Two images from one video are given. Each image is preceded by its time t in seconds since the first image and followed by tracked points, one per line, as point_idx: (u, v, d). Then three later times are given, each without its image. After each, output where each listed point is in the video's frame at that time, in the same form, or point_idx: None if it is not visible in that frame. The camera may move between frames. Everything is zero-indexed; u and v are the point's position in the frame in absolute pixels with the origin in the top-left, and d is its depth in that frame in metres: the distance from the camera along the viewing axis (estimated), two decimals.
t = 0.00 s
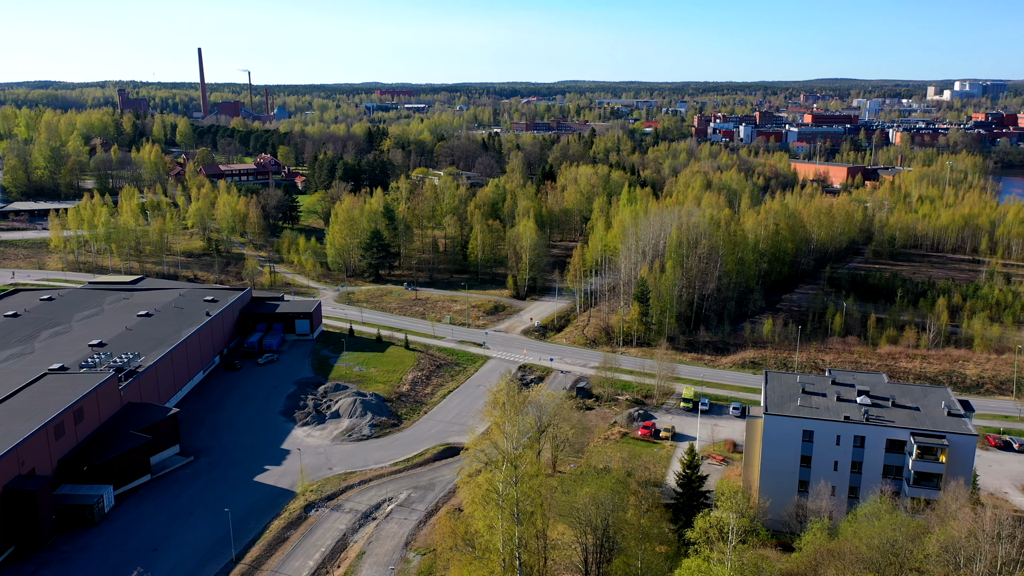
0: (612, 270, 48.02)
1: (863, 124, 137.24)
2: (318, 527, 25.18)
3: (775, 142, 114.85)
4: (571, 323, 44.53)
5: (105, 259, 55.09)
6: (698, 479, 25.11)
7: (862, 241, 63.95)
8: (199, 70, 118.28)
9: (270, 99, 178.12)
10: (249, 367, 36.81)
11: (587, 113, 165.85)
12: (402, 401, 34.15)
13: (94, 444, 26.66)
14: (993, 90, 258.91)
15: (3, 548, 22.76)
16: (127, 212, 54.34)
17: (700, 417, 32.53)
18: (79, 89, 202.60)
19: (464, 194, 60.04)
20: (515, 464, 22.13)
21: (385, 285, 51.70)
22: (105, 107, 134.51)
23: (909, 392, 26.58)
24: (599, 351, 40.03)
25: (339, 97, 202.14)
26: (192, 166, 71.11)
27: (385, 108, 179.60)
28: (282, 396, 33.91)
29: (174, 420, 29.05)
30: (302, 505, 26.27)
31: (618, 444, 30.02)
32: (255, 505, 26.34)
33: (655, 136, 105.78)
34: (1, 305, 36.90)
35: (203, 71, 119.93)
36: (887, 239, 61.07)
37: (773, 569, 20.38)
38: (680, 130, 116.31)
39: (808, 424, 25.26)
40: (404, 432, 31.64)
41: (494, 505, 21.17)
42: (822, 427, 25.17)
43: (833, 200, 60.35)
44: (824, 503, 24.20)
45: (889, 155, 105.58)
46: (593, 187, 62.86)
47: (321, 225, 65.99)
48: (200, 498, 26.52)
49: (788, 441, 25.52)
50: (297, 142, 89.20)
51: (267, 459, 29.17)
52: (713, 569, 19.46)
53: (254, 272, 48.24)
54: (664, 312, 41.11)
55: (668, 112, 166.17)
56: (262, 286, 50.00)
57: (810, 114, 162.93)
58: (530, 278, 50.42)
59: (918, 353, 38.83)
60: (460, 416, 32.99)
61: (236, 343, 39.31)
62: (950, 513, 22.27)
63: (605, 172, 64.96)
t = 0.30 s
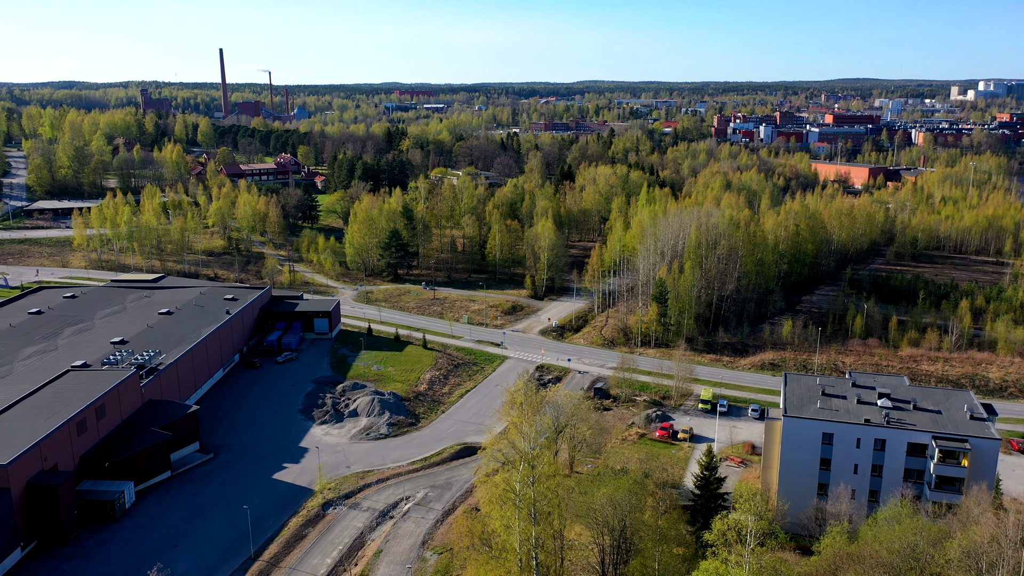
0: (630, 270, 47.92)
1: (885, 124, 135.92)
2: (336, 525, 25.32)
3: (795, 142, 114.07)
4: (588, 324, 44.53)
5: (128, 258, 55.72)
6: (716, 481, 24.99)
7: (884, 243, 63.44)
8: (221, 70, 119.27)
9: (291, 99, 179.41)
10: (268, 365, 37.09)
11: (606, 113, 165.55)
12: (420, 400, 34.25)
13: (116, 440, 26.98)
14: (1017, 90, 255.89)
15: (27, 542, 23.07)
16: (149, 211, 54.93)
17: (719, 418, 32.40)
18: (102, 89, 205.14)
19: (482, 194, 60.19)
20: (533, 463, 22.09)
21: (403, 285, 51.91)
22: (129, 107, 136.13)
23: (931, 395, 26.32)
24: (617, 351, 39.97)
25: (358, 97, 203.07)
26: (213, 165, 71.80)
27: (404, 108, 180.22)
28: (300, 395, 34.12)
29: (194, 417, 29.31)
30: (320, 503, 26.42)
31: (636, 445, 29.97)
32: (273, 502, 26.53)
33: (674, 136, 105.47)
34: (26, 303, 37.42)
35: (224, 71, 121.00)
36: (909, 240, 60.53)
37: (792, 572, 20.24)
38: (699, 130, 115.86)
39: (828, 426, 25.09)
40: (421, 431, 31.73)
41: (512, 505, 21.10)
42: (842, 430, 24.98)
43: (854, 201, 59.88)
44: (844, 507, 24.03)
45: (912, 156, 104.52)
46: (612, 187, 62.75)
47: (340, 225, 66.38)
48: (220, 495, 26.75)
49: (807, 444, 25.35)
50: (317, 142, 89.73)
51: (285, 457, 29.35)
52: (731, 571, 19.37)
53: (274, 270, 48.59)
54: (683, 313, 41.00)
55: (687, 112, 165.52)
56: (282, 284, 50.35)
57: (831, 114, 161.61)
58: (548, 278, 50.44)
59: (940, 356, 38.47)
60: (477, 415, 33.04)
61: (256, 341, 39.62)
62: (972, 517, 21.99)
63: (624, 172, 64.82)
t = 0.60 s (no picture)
0: (649, 271, 47.81)
1: (908, 124, 134.58)
2: (354, 523, 25.46)
3: (816, 143, 113.19)
4: (607, 324, 44.50)
5: (150, 256, 56.34)
6: (735, 483, 24.82)
7: (906, 244, 62.86)
8: (241, 70, 120.16)
9: (311, 99, 180.71)
10: (288, 363, 37.36)
11: (625, 113, 165.16)
12: (438, 400, 34.35)
13: (138, 436, 27.28)
14: None
15: (50, 536, 23.38)
16: (170, 210, 55.49)
17: (738, 420, 32.24)
18: (124, 89, 207.36)
19: (501, 194, 60.29)
20: (550, 463, 22.06)
21: (422, 284, 52.08)
22: (152, 106, 137.59)
23: (954, 398, 26.06)
24: (636, 352, 39.88)
25: (378, 97, 203.93)
26: (235, 165, 72.45)
27: (424, 108, 180.68)
28: (319, 393, 34.32)
29: (214, 414, 29.58)
30: (338, 501, 26.57)
31: (654, 446, 29.89)
32: (292, 499, 26.71)
33: (694, 136, 105.09)
34: (50, 300, 37.96)
35: (245, 72, 121.99)
36: (932, 242, 59.93)
37: None
38: (718, 130, 115.27)
39: (848, 429, 24.90)
40: (439, 430, 31.82)
41: (529, 505, 21.05)
42: (863, 433, 24.79)
43: (876, 202, 59.36)
44: (864, 510, 23.86)
45: (935, 156, 103.38)
46: (631, 187, 62.63)
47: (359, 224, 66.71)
48: (239, 491, 26.98)
49: (827, 446, 25.17)
50: (337, 142, 90.24)
51: (304, 455, 29.55)
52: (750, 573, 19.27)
53: (293, 269, 48.90)
54: (702, 314, 40.84)
55: (707, 112, 164.79)
56: (301, 283, 50.69)
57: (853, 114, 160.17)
58: (567, 278, 50.43)
59: (963, 359, 38.09)
60: (495, 415, 33.08)
61: (276, 340, 39.91)
62: (995, 522, 21.71)
63: (643, 172, 64.65)
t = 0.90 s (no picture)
0: (668, 271, 47.69)
1: (931, 124, 133.04)
2: (372, 521, 25.57)
3: (838, 143, 112.23)
4: (625, 325, 44.43)
5: (171, 254, 56.95)
6: (754, 485, 24.66)
7: (929, 245, 62.23)
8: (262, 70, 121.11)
9: (331, 99, 181.76)
10: (307, 361, 37.62)
11: (644, 113, 164.69)
12: (456, 399, 34.45)
13: (159, 433, 27.57)
14: None
15: (72, 531, 23.66)
16: (191, 209, 56.07)
17: (757, 422, 32.07)
18: (146, 89, 209.56)
19: (520, 194, 60.36)
20: (567, 464, 22.03)
21: (440, 284, 52.24)
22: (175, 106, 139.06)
23: (977, 402, 25.78)
24: (654, 353, 39.78)
25: (397, 97, 204.74)
26: (255, 164, 73.05)
27: (443, 108, 181.09)
28: (338, 391, 34.51)
29: (234, 412, 29.81)
30: (356, 499, 26.70)
31: (672, 447, 29.81)
32: (310, 497, 26.87)
33: (714, 136, 104.66)
34: (74, 297, 38.44)
35: (266, 72, 122.97)
36: (956, 243, 59.28)
37: None
38: (739, 130, 114.65)
39: (869, 432, 24.69)
40: (457, 429, 31.91)
41: (546, 505, 20.99)
42: (884, 436, 24.57)
43: (899, 203, 58.79)
44: (884, 514, 23.67)
45: (959, 156, 102.15)
46: (650, 188, 62.49)
47: (378, 224, 67.03)
48: (259, 489, 27.18)
49: (847, 449, 24.98)
50: (356, 142, 90.70)
51: (322, 453, 29.71)
52: None
53: (313, 268, 49.19)
54: (721, 315, 40.71)
55: (726, 112, 163.86)
56: (321, 282, 51.03)
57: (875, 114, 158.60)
58: (585, 278, 50.39)
59: (987, 362, 37.67)
60: (512, 415, 33.12)
61: (295, 338, 40.18)
62: (1019, 527, 21.42)
63: (662, 173, 64.45)
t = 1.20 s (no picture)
0: (687, 272, 47.55)
1: (955, 124, 131.42)
2: (390, 519, 25.69)
3: (860, 144, 111.22)
4: (643, 325, 44.33)
5: (192, 253, 57.52)
6: (773, 487, 24.51)
7: (953, 247, 61.56)
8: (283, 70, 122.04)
9: (351, 99, 182.75)
10: (326, 360, 37.86)
11: (663, 113, 164.16)
12: (474, 398, 34.54)
13: (179, 430, 27.83)
14: None
15: (94, 526, 23.96)
16: (213, 207, 56.63)
17: (776, 424, 31.90)
18: (168, 90, 211.69)
19: (539, 194, 60.42)
20: (584, 464, 21.98)
21: (459, 283, 52.38)
22: (197, 105, 140.46)
23: (1001, 405, 25.48)
24: (672, 354, 39.67)
25: (416, 97, 205.43)
26: (276, 164, 73.61)
27: (462, 108, 181.50)
28: (356, 390, 34.70)
29: (253, 409, 30.06)
30: (374, 497, 26.83)
31: (690, 449, 29.72)
32: (328, 495, 27.02)
33: (734, 136, 104.16)
34: (97, 295, 38.93)
35: (287, 72, 123.85)
36: (980, 245, 58.60)
37: None
38: (759, 130, 113.99)
39: (890, 435, 24.47)
40: (475, 429, 31.99)
41: (563, 505, 20.93)
42: (905, 439, 24.35)
43: (922, 204, 58.20)
44: (905, 517, 23.46)
45: (984, 157, 100.90)
46: (669, 188, 62.32)
47: (397, 223, 67.33)
48: (277, 486, 27.39)
49: (868, 452, 24.78)
50: (376, 141, 91.14)
51: (341, 451, 29.89)
52: None
53: (332, 267, 49.50)
54: (740, 316, 40.51)
55: (747, 112, 162.93)
56: (340, 281, 51.35)
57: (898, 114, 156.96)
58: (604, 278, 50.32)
59: (1011, 365, 37.23)
60: (530, 415, 33.14)
61: (314, 336, 40.44)
62: None
63: (681, 173, 64.23)
